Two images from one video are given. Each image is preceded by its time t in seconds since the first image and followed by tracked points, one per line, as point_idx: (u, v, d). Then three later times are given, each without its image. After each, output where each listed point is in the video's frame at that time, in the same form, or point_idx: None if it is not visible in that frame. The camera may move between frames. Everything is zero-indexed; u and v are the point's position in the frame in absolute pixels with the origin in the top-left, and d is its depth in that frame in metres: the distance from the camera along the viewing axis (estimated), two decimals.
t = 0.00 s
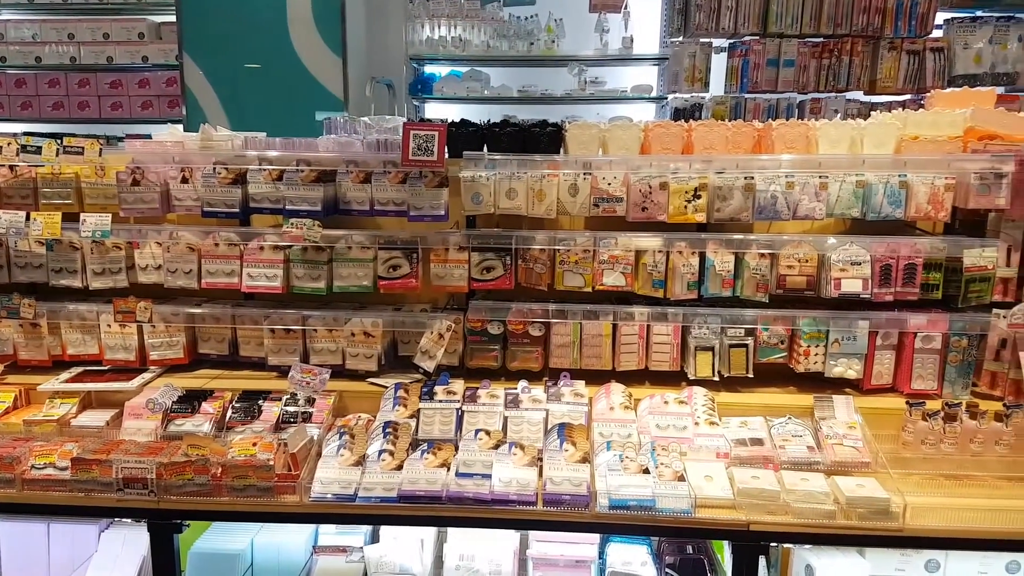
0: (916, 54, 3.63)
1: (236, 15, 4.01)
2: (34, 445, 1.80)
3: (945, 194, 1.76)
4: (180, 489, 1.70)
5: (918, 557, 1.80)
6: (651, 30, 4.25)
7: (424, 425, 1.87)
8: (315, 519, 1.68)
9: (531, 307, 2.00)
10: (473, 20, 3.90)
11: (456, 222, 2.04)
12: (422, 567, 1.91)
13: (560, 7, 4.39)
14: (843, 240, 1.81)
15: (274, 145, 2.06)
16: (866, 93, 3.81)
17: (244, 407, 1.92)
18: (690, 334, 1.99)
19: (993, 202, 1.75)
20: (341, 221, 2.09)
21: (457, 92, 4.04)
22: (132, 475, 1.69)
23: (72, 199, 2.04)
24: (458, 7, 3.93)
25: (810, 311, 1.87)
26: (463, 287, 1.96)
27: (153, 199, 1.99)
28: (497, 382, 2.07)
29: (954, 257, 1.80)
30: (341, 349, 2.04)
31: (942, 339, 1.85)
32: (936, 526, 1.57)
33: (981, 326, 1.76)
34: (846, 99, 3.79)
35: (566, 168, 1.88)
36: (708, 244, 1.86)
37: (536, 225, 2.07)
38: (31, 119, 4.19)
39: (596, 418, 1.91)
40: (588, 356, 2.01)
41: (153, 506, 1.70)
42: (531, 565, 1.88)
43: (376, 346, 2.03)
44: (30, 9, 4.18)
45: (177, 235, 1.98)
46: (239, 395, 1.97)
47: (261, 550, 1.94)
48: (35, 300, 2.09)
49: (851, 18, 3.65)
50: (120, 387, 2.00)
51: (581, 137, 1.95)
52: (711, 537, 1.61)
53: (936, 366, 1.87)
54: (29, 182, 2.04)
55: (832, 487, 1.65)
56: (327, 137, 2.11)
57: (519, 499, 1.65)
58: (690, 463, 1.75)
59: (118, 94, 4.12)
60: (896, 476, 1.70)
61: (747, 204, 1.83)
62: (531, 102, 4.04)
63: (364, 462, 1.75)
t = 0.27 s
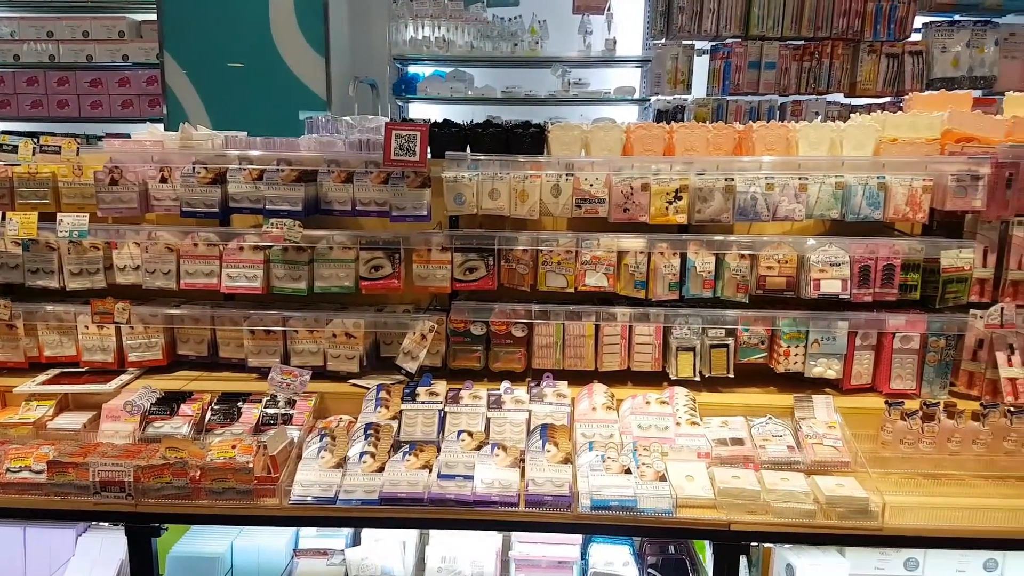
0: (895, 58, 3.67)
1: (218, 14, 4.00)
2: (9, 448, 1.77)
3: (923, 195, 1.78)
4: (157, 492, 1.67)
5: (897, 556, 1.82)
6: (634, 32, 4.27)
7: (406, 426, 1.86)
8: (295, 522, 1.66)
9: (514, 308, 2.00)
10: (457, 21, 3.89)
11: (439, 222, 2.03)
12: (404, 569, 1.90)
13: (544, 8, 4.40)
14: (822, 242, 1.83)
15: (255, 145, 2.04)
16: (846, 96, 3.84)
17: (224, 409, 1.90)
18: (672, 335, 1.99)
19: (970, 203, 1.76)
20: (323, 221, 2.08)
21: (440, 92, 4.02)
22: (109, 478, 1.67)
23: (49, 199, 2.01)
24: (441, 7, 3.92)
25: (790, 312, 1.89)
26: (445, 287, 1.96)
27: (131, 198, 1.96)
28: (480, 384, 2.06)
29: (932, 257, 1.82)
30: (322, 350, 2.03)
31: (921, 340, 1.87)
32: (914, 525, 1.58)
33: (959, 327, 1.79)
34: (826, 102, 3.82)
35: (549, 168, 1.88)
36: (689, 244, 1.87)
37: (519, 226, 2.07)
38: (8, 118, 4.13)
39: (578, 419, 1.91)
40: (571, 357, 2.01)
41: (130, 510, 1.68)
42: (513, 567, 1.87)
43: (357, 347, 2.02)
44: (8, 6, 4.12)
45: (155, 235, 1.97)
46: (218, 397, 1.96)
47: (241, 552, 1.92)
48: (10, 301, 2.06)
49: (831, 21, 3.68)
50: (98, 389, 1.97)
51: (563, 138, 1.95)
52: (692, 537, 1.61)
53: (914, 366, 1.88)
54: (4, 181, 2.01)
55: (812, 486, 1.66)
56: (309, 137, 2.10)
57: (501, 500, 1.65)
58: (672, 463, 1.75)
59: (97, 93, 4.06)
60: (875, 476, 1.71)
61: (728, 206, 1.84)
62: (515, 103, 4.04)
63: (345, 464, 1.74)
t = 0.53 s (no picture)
0: (878, 61, 3.70)
1: (202, 13, 3.97)
2: None
3: (904, 198, 1.79)
4: (138, 493, 1.66)
5: (878, 556, 1.82)
6: (620, 34, 4.27)
7: (389, 427, 1.85)
8: (277, 523, 1.66)
9: (498, 308, 2.00)
10: (442, 21, 3.89)
11: (423, 223, 2.03)
12: (387, 570, 1.89)
13: (530, 9, 4.40)
14: (805, 243, 1.83)
15: (238, 144, 2.03)
16: (830, 98, 3.87)
17: (205, 410, 1.89)
18: (655, 335, 2.00)
19: (951, 206, 1.77)
20: (306, 221, 2.07)
21: (426, 93, 4.02)
22: (90, 480, 1.66)
23: (29, 198, 1.99)
24: (427, 7, 3.90)
25: (772, 313, 1.91)
26: (429, 288, 1.95)
27: (113, 198, 1.95)
28: (464, 384, 2.06)
29: (913, 259, 1.83)
30: (305, 351, 2.02)
31: (902, 341, 1.88)
32: (895, 525, 1.59)
33: (938, 328, 1.80)
34: (810, 104, 3.84)
35: (533, 169, 1.88)
36: (673, 246, 1.87)
37: (503, 228, 2.06)
38: None
39: (562, 420, 1.91)
40: (555, 357, 2.01)
41: (111, 511, 1.66)
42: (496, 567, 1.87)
43: (341, 348, 2.01)
44: None
45: (137, 235, 1.95)
46: (200, 397, 1.94)
47: (223, 553, 1.91)
48: None
49: (815, 23, 3.69)
50: (78, 389, 1.95)
51: (548, 140, 1.95)
52: (675, 537, 1.61)
53: (895, 367, 1.89)
54: None
55: (794, 487, 1.66)
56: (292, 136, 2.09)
57: (484, 501, 1.64)
58: (655, 464, 1.75)
59: (80, 91, 4.05)
60: (856, 476, 1.71)
61: (711, 207, 1.84)
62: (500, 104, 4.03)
63: (327, 465, 1.73)
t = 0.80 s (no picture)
0: (864, 60, 3.71)
1: (188, 12, 3.95)
2: None
3: (889, 196, 1.80)
4: (124, 495, 1.65)
5: (864, 553, 1.83)
6: (607, 33, 4.28)
7: (377, 428, 1.85)
8: (264, 524, 1.65)
9: (486, 308, 1.99)
10: (428, 20, 3.88)
11: (410, 223, 2.03)
12: (375, 570, 1.89)
13: (516, 8, 4.40)
14: (790, 243, 1.84)
15: (223, 144, 2.04)
16: (816, 97, 3.88)
17: (191, 411, 1.88)
18: (642, 334, 2.00)
19: (935, 205, 1.78)
20: (292, 221, 2.06)
21: (412, 92, 4.00)
22: (75, 482, 1.65)
23: (12, 199, 1.97)
24: (414, 6, 3.88)
25: (758, 312, 1.91)
26: (417, 288, 1.95)
27: (97, 198, 1.93)
28: (452, 384, 2.06)
29: (898, 258, 1.84)
30: (292, 352, 2.01)
31: (887, 339, 1.89)
32: (881, 521, 1.59)
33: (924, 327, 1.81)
34: (796, 103, 3.86)
35: (520, 169, 1.88)
36: (659, 245, 1.88)
37: (490, 227, 2.06)
38: None
39: (550, 419, 1.91)
40: (543, 357, 2.01)
41: (96, 514, 1.65)
42: (484, 567, 1.87)
43: (328, 348, 2.01)
44: None
45: (121, 235, 1.94)
46: (186, 398, 1.93)
47: (210, 555, 1.91)
48: None
49: (801, 22, 3.71)
50: (63, 391, 1.94)
51: (534, 139, 1.95)
52: (662, 536, 1.62)
53: (880, 365, 1.90)
54: None
55: (780, 485, 1.66)
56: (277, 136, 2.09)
57: (472, 501, 1.64)
58: (642, 462, 1.76)
59: (64, 91, 4.02)
60: (842, 474, 1.72)
61: (697, 206, 1.85)
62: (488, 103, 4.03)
63: (314, 466, 1.72)
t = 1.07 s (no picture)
0: (849, 59, 3.73)
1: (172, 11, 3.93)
2: None
3: (873, 195, 1.81)
4: (109, 496, 1.64)
5: (849, 549, 1.84)
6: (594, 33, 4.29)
7: (364, 427, 1.84)
8: (250, 525, 1.64)
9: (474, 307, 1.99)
10: (416, 19, 3.84)
11: (397, 221, 2.03)
12: (363, 570, 1.88)
13: (503, 7, 4.41)
14: (775, 241, 1.85)
15: (209, 142, 2.04)
16: (802, 97, 3.89)
17: (177, 411, 1.87)
18: (629, 333, 2.01)
19: (919, 203, 1.79)
20: (279, 220, 2.05)
21: (400, 91, 3.99)
22: (60, 483, 1.63)
23: None
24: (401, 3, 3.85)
25: (744, 310, 1.91)
26: (404, 287, 1.94)
27: (81, 197, 1.92)
28: (439, 383, 2.05)
29: (883, 256, 1.85)
30: (278, 351, 2.00)
31: (872, 337, 1.90)
32: (866, 518, 1.60)
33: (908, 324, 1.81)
34: (783, 102, 3.87)
35: (507, 168, 1.88)
36: (645, 244, 1.88)
37: (478, 226, 2.06)
38: None
39: (538, 417, 1.91)
40: (530, 356, 2.01)
41: (80, 515, 1.64)
42: (472, 566, 1.87)
43: (315, 348, 2.00)
44: None
45: (106, 235, 1.92)
46: (171, 399, 1.92)
47: (195, 555, 1.90)
48: None
49: (788, 22, 3.73)
50: (47, 392, 1.92)
51: (521, 138, 1.95)
52: (649, 533, 1.62)
53: (865, 363, 1.91)
54: None
55: (766, 482, 1.67)
56: (264, 134, 2.09)
57: (459, 500, 1.63)
58: (629, 460, 1.76)
59: (48, 90, 3.99)
60: (828, 471, 1.73)
61: (683, 205, 1.85)
62: (475, 102, 4.04)
63: (301, 466, 1.72)
